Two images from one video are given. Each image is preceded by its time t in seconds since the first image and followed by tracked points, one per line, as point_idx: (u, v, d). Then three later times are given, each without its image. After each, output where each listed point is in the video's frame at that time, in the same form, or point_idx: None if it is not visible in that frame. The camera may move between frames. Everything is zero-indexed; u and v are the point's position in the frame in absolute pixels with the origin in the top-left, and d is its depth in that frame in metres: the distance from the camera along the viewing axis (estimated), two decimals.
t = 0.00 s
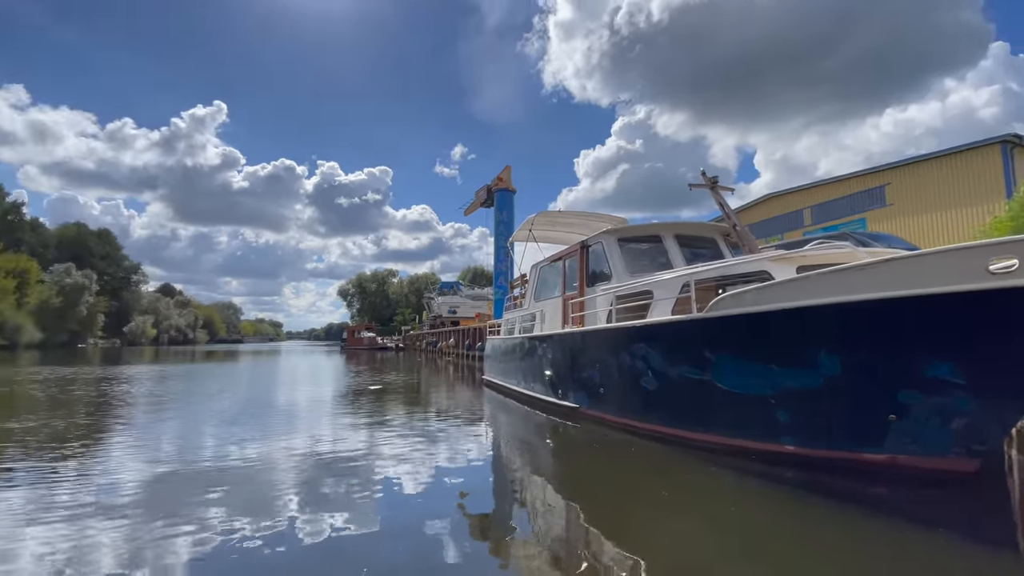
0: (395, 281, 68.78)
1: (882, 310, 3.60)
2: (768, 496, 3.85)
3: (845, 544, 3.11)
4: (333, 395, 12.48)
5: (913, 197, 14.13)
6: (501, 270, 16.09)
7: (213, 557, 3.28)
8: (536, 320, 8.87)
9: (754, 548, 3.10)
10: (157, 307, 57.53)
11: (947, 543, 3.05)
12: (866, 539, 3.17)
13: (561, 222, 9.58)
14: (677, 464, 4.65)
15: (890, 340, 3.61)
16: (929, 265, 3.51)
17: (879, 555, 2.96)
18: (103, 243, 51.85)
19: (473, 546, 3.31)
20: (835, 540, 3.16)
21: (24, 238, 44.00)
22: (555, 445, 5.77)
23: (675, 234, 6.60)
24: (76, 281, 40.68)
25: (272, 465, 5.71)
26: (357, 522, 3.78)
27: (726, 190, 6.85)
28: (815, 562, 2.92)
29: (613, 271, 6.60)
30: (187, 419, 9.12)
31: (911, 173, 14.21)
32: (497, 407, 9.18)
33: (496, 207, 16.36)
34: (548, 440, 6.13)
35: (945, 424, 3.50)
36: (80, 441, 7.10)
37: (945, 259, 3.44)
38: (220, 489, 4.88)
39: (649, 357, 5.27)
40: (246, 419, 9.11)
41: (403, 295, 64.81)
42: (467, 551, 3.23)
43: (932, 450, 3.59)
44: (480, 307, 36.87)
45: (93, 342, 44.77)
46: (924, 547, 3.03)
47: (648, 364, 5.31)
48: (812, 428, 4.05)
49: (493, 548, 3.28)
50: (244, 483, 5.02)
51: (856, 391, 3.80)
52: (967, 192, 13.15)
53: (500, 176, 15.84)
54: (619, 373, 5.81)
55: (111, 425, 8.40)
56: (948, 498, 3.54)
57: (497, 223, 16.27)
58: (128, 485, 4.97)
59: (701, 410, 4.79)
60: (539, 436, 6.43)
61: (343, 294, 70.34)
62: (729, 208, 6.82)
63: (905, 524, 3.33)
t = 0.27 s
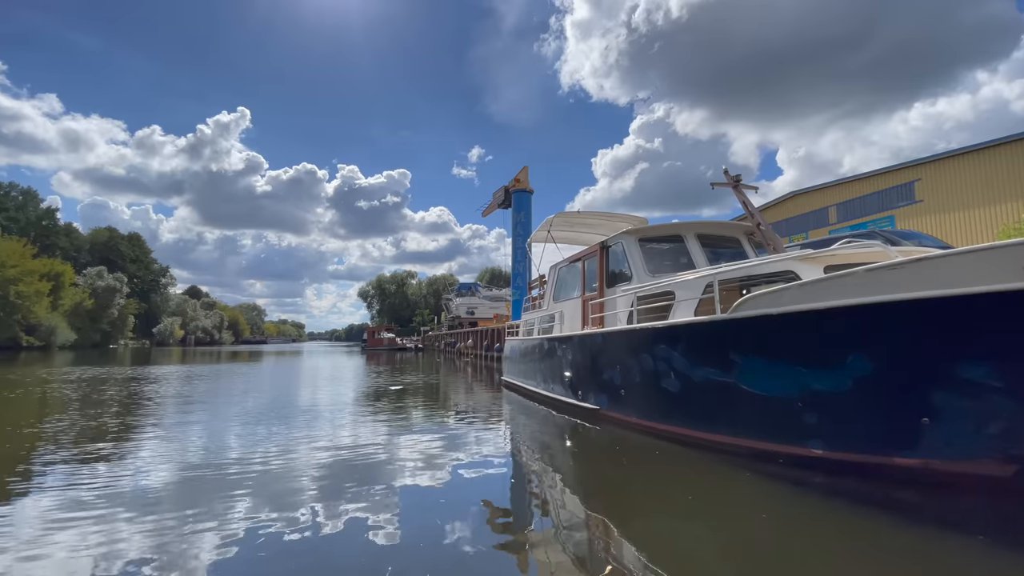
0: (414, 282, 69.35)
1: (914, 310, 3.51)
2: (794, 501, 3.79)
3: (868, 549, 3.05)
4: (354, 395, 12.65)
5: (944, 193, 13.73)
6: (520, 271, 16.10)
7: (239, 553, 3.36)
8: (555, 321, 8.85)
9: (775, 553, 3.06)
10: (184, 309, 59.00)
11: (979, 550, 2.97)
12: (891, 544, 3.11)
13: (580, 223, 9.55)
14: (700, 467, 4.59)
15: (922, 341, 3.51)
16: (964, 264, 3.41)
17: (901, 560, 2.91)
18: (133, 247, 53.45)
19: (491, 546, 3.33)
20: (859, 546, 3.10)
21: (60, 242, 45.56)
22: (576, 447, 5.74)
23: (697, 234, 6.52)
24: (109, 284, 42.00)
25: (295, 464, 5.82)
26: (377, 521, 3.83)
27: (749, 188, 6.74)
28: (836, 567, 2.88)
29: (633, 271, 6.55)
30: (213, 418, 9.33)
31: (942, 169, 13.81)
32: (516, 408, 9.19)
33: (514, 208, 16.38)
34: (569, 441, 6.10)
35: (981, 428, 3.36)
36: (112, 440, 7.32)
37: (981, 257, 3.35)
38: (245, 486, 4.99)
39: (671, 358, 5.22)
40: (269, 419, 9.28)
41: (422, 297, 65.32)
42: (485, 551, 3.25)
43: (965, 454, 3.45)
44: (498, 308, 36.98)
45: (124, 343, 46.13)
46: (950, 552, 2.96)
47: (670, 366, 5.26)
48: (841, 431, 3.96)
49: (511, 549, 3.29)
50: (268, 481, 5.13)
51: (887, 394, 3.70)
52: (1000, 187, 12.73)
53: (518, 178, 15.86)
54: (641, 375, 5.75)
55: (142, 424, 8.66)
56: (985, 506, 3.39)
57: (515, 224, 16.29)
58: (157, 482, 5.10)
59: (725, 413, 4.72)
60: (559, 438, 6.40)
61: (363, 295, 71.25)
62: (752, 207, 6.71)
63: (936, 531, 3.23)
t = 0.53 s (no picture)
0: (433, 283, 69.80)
1: (950, 310, 3.41)
2: (822, 506, 3.70)
3: (900, 556, 2.96)
4: (374, 395, 12.77)
5: (977, 189, 13.31)
6: (538, 272, 16.08)
7: (264, 549, 3.41)
8: (574, 322, 8.81)
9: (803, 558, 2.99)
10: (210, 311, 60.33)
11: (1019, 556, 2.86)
12: (923, 551, 3.01)
13: (600, 223, 9.49)
14: (725, 471, 4.52)
15: (958, 342, 3.40)
16: (1003, 263, 3.30)
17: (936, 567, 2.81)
18: (162, 250, 54.89)
19: (511, 547, 3.32)
20: (890, 552, 3.02)
21: (93, 245, 46.98)
22: (597, 449, 5.70)
23: (721, 233, 6.42)
24: (139, 286, 43.18)
25: (317, 463, 5.90)
26: (398, 520, 3.86)
27: (774, 187, 6.62)
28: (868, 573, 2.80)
29: (655, 271, 6.49)
30: (238, 418, 9.49)
31: (975, 164, 13.38)
32: (536, 409, 9.17)
33: (532, 208, 16.36)
34: (589, 443, 6.06)
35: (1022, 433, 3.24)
36: (141, 438, 7.50)
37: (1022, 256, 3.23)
38: (269, 484, 5.07)
39: (695, 360, 5.14)
40: (292, 418, 9.42)
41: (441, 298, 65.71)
42: (505, 551, 3.25)
43: (1006, 460, 3.33)
44: (516, 308, 36.98)
45: (152, 344, 47.34)
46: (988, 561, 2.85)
47: (693, 367, 5.19)
48: (872, 435, 3.85)
49: (532, 549, 3.28)
50: (291, 480, 5.21)
51: (921, 396, 3.59)
52: None
53: (536, 178, 15.85)
54: (663, 376, 5.69)
55: (170, 422, 8.86)
56: None
57: (533, 224, 16.27)
58: (183, 480, 5.20)
59: (751, 415, 4.64)
60: (579, 439, 6.37)
61: (383, 297, 71.98)
62: (777, 206, 6.59)
63: (975, 538, 3.12)
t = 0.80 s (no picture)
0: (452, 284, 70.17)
1: (987, 309, 3.29)
2: (850, 511, 3.61)
3: (893, 556, 2.97)
4: (394, 395, 12.88)
5: (1014, 184, 12.85)
6: (557, 272, 16.03)
7: (287, 545, 3.47)
8: (595, 322, 8.76)
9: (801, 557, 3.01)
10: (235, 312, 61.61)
11: None
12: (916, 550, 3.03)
13: (620, 222, 9.42)
14: (751, 474, 4.44)
15: (996, 343, 3.29)
16: None
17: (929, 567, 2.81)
18: (189, 253, 56.29)
19: (530, 547, 3.31)
20: (884, 552, 3.03)
21: (124, 249, 48.38)
22: (618, 451, 5.66)
23: (745, 232, 6.32)
24: (168, 288, 44.34)
25: (339, 461, 5.97)
26: (418, 519, 3.88)
27: (800, 184, 6.49)
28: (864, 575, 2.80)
29: (678, 271, 6.41)
30: (262, 417, 9.67)
31: (1011, 158, 12.92)
32: (556, 410, 9.13)
33: (550, 208, 16.32)
34: (611, 445, 6.02)
35: None
36: (170, 436, 7.69)
37: None
38: (292, 482, 5.15)
39: (720, 361, 5.07)
40: (314, 418, 9.56)
41: (460, 298, 66.02)
42: (524, 551, 3.25)
43: None
44: (535, 309, 36.94)
45: (180, 344, 48.53)
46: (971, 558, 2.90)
47: (718, 368, 5.11)
48: (905, 438, 3.74)
49: (551, 550, 3.27)
50: (314, 478, 5.28)
51: (957, 399, 3.47)
52: None
53: (554, 178, 15.80)
54: (687, 377, 5.62)
55: (196, 421, 9.07)
56: None
57: (551, 224, 16.23)
58: (211, 477, 5.32)
59: (778, 417, 4.55)
60: (601, 440, 6.32)
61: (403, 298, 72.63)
62: (804, 203, 6.46)
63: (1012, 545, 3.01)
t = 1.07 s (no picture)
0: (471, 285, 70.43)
1: None
2: (880, 516, 3.53)
3: (908, 557, 2.98)
4: (414, 395, 12.96)
5: None
6: (575, 272, 15.97)
7: (310, 545, 3.53)
8: (615, 323, 8.70)
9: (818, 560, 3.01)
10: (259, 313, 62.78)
11: None
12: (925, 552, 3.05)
13: (640, 222, 9.34)
14: (777, 478, 4.36)
15: None
16: None
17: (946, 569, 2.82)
18: (215, 256, 57.57)
19: (550, 550, 3.31)
20: (898, 553, 3.04)
21: (154, 253, 49.73)
22: (641, 453, 5.61)
23: (770, 231, 6.21)
24: (196, 290, 45.42)
25: (360, 460, 6.04)
26: (439, 520, 3.91)
27: (827, 181, 6.35)
28: None
29: (700, 271, 6.33)
30: (286, 416, 9.82)
31: None
32: (576, 412, 9.09)
33: (569, 208, 16.26)
34: (633, 447, 5.97)
35: None
36: (196, 435, 7.86)
37: None
38: (315, 480, 5.23)
39: (745, 363, 4.99)
40: (336, 417, 9.68)
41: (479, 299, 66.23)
42: (544, 555, 3.25)
43: None
44: (553, 310, 36.85)
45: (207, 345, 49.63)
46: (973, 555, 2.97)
47: (743, 370, 5.03)
48: (940, 443, 3.63)
49: (571, 553, 3.26)
50: (336, 477, 5.35)
51: (994, 402, 3.36)
52: None
53: (573, 178, 15.73)
54: (710, 379, 5.54)
55: (222, 421, 9.25)
56: None
57: (570, 225, 16.16)
58: (237, 476, 5.42)
59: (806, 420, 4.45)
60: (623, 442, 6.27)
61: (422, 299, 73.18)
62: (831, 201, 6.31)
63: None
